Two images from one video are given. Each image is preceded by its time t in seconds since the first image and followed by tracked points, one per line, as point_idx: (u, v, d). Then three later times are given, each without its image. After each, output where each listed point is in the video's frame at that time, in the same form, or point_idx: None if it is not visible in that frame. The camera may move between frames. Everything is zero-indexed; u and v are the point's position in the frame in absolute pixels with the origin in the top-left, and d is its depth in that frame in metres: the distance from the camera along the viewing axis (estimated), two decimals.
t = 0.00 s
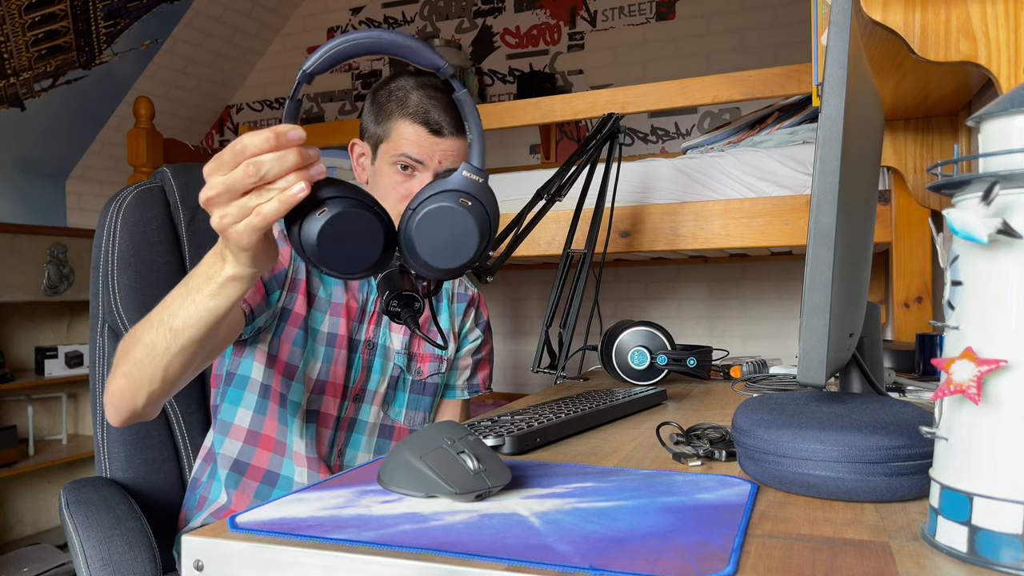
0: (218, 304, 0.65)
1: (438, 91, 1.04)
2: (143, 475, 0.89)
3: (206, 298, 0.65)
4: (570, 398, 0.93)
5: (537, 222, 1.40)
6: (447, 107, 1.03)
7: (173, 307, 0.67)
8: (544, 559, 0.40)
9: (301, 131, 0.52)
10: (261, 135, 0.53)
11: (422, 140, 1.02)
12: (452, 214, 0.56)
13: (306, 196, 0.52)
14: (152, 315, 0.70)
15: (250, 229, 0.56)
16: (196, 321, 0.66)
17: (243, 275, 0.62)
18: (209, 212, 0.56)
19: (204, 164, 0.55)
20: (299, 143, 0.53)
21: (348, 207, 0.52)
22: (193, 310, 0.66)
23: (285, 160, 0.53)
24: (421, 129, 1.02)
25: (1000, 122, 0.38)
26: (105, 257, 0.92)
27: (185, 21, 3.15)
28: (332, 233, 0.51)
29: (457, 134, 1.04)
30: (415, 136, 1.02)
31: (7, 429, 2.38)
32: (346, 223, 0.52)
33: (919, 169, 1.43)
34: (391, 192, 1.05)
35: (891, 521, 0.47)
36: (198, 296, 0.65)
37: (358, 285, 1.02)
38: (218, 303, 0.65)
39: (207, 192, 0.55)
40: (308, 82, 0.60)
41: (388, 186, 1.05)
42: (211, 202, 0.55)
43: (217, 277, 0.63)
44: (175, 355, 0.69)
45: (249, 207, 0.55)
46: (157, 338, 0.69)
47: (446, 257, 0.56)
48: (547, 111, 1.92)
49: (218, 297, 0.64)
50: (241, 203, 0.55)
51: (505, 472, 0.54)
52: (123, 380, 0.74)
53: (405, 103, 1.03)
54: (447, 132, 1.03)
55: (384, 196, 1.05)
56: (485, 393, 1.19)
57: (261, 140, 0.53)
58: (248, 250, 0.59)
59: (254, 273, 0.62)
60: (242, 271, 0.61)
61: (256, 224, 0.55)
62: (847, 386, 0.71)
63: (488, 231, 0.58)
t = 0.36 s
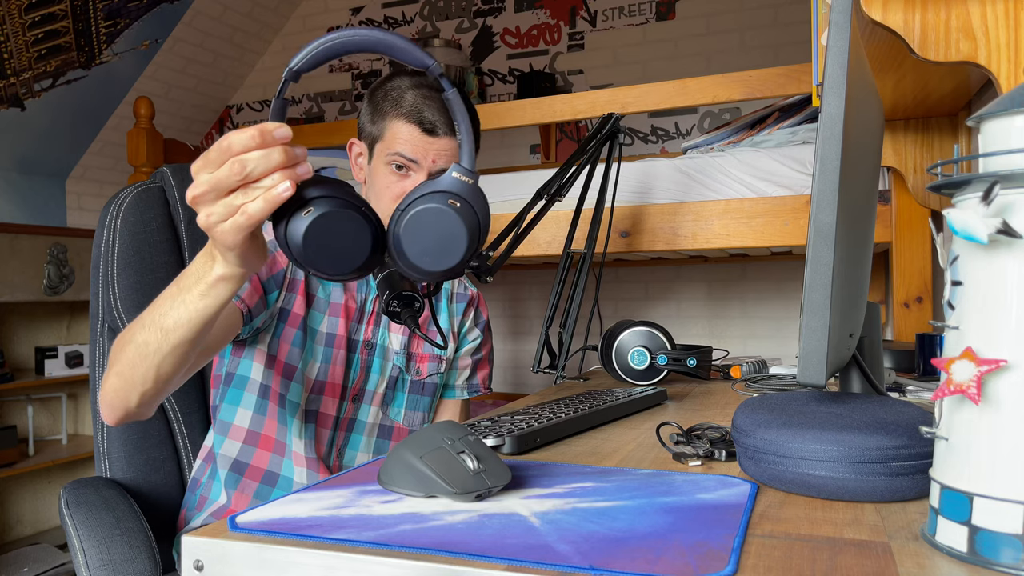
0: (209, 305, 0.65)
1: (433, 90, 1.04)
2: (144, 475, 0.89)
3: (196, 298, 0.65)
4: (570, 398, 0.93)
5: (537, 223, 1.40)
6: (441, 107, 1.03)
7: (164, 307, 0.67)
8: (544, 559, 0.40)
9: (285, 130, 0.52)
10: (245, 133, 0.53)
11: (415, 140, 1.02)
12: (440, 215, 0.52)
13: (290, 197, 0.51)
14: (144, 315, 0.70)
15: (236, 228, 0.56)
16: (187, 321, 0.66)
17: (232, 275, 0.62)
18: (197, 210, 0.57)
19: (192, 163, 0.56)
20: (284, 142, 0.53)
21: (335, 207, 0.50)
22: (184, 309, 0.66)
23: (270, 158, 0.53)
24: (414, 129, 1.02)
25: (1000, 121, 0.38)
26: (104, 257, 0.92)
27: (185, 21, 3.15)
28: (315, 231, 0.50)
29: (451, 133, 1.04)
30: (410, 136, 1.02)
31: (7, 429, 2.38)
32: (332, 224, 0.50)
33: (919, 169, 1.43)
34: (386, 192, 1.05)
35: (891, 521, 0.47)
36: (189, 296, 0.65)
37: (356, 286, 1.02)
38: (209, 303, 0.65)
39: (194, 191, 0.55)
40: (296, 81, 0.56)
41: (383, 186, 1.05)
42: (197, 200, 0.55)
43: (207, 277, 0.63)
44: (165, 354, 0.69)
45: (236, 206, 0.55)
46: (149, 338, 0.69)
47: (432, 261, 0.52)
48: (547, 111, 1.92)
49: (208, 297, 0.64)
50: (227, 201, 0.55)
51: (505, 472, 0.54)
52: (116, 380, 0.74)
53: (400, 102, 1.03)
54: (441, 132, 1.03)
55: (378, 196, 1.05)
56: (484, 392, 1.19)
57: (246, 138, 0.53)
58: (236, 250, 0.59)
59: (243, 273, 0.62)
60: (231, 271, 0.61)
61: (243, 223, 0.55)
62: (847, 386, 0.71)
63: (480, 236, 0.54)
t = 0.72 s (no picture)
0: (174, 309, 0.61)
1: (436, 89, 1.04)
2: (144, 475, 0.89)
3: (161, 298, 0.61)
4: (570, 398, 0.93)
5: (537, 222, 1.39)
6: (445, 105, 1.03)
7: (132, 306, 0.64)
8: (544, 559, 0.40)
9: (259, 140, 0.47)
10: (219, 139, 0.48)
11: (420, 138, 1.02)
12: (397, 249, 0.42)
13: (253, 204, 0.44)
14: (115, 312, 0.67)
15: (198, 233, 0.51)
16: (151, 322, 0.63)
17: (195, 279, 0.58)
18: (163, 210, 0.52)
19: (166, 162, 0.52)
20: (257, 154, 0.48)
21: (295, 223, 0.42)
22: (149, 311, 0.62)
23: (239, 168, 0.48)
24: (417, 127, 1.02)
25: (1000, 122, 0.38)
26: (103, 255, 0.92)
27: (185, 21, 3.15)
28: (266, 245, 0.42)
29: (454, 132, 1.04)
30: (413, 134, 1.02)
31: (7, 429, 2.38)
32: (284, 239, 0.42)
33: (919, 169, 1.43)
34: (389, 191, 1.04)
35: (891, 521, 0.47)
36: (154, 296, 0.62)
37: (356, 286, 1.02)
38: (174, 306, 0.61)
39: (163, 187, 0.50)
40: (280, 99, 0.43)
41: (386, 185, 1.05)
42: (164, 198, 0.51)
43: (173, 278, 0.60)
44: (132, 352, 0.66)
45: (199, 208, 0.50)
46: (115, 336, 0.66)
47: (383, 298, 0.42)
48: (547, 111, 1.92)
49: (174, 299, 0.61)
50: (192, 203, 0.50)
51: (505, 472, 0.54)
52: (85, 375, 0.71)
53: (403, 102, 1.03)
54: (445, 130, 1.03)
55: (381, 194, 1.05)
56: (485, 392, 1.19)
57: (220, 143, 0.48)
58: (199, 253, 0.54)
59: (207, 278, 0.58)
60: (196, 275, 0.58)
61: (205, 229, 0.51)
62: (847, 386, 0.71)
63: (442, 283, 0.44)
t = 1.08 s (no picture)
0: (188, 300, 0.62)
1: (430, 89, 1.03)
2: (144, 475, 0.89)
3: (175, 291, 0.62)
4: (570, 398, 0.93)
5: (537, 222, 1.39)
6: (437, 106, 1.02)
7: (144, 300, 0.65)
8: (544, 559, 0.40)
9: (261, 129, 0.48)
10: (220, 129, 0.48)
11: (409, 140, 1.02)
12: (415, 228, 0.46)
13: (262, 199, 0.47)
14: (127, 306, 0.68)
15: (208, 226, 0.52)
16: (166, 315, 0.63)
17: (209, 271, 0.59)
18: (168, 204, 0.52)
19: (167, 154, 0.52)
20: (260, 142, 0.48)
21: (312, 210, 0.45)
22: (163, 303, 0.63)
23: (243, 158, 0.48)
24: (408, 128, 1.02)
25: (1000, 121, 0.38)
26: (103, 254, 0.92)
27: (185, 21, 3.15)
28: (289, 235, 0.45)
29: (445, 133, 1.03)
30: (404, 135, 1.02)
31: (7, 429, 2.38)
32: (307, 228, 0.45)
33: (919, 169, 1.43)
34: (379, 191, 1.05)
35: (891, 521, 0.47)
36: (167, 288, 0.62)
37: (356, 285, 1.02)
38: (188, 299, 0.62)
39: (167, 184, 0.50)
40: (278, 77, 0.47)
41: (376, 184, 1.05)
42: (170, 193, 0.51)
43: (185, 271, 0.60)
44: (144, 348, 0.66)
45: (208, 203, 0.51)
46: (129, 330, 0.67)
47: (406, 276, 0.46)
48: (547, 111, 1.92)
49: (187, 291, 0.61)
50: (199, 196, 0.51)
51: (504, 472, 0.54)
52: (99, 368, 0.72)
53: (395, 102, 1.03)
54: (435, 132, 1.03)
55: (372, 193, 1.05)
56: (483, 391, 1.19)
57: (221, 135, 0.48)
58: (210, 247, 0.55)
59: (218, 270, 0.59)
60: (207, 267, 0.58)
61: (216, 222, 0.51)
62: (846, 386, 0.71)
63: (461, 256, 0.48)
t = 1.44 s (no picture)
0: (192, 316, 0.62)
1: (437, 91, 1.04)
2: (144, 475, 0.89)
3: (179, 307, 0.62)
4: (570, 398, 0.93)
5: (537, 222, 1.39)
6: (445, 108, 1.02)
7: (148, 311, 0.65)
8: (543, 559, 0.40)
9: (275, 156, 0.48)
10: (233, 155, 0.49)
11: (416, 141, 1.02)
12: (418, 263, 0.46)
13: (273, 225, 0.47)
14: (131, 316, 0.68)
15: (216, 249, 0.52)
16: (169, 330, 0.64)
17: (214, 289, 0.59)
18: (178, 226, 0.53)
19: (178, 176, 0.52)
20: (274, 169, 0.49)
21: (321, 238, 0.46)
22: (167, 317, 0.63)
23: (256, 184, 0.49)
24: (416, 130, 1.02)
25: (1000, 122, 0.38)
26: (104, 255, 0.92)
27: (185, 21, 3.15)
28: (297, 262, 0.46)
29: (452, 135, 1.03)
30: (412, 137, 1.02)
31: (7, 429, 2.38)
32: (315, 255, 0.46)
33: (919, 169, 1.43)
34: (386, 192, 1.04)
35: (890, 521, 0.47)
36: (172, 304, 0.62)
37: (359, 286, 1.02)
38: (192, 315, 0.62)
39: (178, 207, 0.51)
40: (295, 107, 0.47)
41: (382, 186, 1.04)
42: (180, 216, 0.52)
43: (190, 287, 0.60)
44: (148, 359, 0.67)
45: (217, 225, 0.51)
46: (133, 341, 0.67)
47: (409, 310, 0.46)
48: (547, 111, 1.92)
49: (191, 307, 0.62)
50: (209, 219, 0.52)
51: (504, 472, 0.54)
52: (101, 378, 0.72)
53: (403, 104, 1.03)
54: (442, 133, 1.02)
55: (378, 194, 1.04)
56: (484, 392, 1.19)
57: (235, 161, 0.49)
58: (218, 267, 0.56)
59: (225, 288, 0.59)
60: (214, 285, 0.59)
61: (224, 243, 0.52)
62: (846, 386, 0.71)
63: (465, 290, 0.48)
